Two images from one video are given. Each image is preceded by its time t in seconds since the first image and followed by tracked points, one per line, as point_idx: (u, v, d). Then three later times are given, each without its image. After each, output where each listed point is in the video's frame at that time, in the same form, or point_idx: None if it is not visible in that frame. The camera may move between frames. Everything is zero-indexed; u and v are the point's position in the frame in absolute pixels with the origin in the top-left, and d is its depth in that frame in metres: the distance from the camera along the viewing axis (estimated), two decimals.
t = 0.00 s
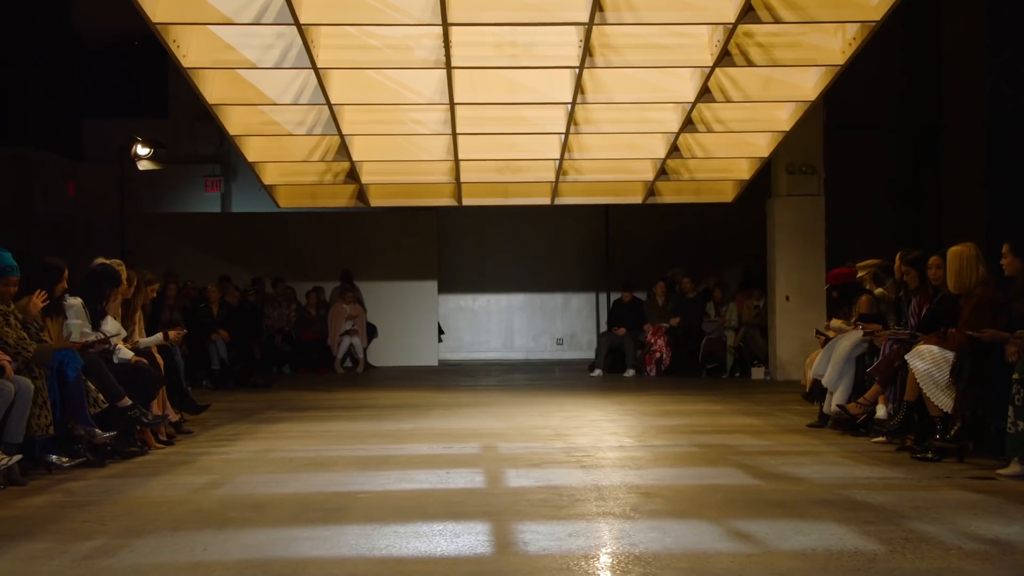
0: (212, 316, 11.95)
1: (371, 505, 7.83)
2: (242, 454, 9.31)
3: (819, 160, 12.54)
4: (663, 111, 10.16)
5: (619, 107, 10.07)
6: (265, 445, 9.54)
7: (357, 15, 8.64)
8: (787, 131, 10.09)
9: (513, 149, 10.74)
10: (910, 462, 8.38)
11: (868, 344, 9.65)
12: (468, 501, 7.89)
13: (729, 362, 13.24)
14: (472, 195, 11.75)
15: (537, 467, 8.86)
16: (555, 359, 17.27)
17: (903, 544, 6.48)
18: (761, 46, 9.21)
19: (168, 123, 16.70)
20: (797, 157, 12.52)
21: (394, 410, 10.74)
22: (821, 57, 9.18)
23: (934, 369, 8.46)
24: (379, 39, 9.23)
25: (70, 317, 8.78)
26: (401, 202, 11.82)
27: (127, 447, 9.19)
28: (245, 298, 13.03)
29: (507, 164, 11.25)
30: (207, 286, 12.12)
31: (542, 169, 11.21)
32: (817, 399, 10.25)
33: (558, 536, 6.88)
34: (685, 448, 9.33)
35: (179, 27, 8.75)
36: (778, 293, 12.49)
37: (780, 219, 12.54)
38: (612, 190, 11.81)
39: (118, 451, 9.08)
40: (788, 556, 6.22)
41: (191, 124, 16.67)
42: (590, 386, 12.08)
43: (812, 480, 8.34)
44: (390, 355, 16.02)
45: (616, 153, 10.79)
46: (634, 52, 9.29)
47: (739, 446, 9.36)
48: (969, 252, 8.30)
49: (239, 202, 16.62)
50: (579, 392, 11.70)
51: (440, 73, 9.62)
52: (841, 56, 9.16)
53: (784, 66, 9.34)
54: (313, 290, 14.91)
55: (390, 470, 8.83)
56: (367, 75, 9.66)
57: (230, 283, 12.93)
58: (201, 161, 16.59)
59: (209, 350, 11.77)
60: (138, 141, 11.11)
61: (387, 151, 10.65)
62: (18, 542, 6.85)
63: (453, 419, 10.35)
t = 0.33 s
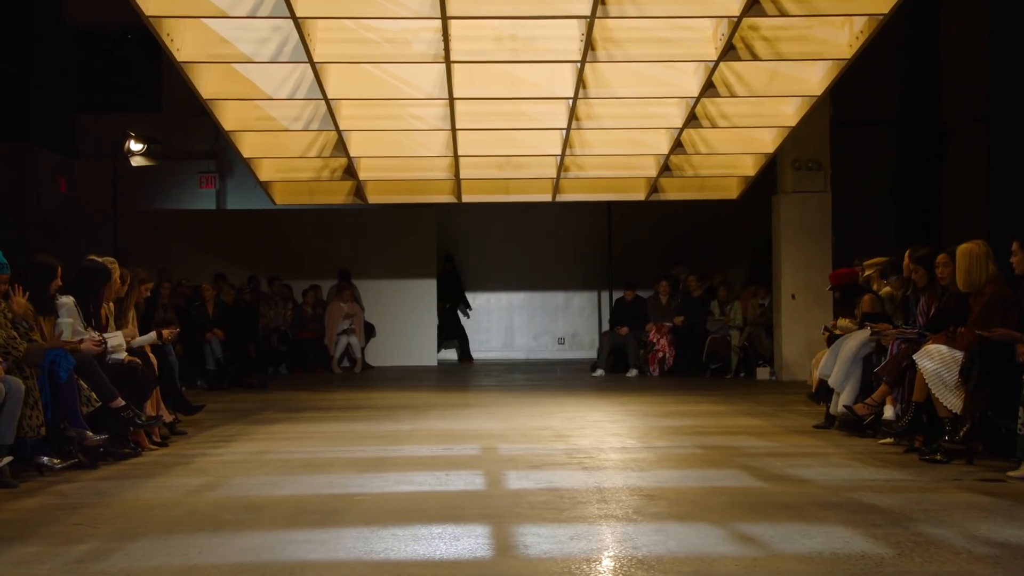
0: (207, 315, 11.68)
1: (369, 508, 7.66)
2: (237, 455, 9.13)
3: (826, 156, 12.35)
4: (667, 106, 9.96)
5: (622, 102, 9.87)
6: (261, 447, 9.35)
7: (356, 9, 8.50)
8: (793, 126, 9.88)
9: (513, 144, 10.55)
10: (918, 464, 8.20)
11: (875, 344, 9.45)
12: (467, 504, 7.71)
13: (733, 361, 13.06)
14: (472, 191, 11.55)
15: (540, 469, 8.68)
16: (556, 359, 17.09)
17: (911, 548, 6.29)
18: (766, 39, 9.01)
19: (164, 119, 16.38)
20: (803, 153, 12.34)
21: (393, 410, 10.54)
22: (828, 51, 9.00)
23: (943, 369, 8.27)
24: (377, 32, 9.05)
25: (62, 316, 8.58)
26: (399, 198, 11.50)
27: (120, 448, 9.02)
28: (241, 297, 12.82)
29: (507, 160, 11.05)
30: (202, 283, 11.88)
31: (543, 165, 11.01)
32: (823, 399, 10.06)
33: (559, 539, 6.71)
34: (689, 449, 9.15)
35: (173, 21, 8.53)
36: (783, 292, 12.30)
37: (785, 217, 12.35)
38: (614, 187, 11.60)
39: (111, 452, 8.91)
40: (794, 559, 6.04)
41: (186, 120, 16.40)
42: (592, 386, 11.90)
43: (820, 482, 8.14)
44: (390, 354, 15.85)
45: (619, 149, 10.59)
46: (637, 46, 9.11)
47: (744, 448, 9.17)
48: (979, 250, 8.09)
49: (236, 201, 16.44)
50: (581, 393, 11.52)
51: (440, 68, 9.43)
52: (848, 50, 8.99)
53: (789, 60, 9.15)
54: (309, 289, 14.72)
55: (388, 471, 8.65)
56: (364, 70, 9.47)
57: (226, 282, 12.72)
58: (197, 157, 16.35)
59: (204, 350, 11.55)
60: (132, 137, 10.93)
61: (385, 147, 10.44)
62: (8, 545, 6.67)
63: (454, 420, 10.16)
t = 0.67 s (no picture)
0: (202, 313, 11.40)
1: (368, 509, 7.48)
2: (233, 455, 8.96)
3: (833, 150, 12.16)
4: (670, 99, 9.76)
5: (625, 95, 9.67)
6: (258, 447, 9.16)
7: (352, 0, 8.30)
8: (799, 120, 9.67)
9: (514, 138, 10.33)
10: (927, 465, 8.03)
11: (883, 342, 9.24)
12: (467, 505, 7.53)
13: (738, 360, 12.80)
14: (473, 187, 11.33)
15: (542, 469, 8.50)
16: (558, 357, 16.82)
17: (920, 550, 6.11)
18: (773, 31, 8.84)
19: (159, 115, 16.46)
20: (809, 147, 12.13)
21: (393, 410, 10.34)
22: (836, 43, 8.77)
23: (953, 368, 8.10)
24: (374, 25, 8.84)
25: (55, 313, 8.40)
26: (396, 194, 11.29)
27: (114, 449, 8.84)
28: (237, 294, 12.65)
29: (508, 155, 10.85)
30: (198, 280, 11.68)
31: (545, 160, 10.81)
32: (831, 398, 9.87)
33: (561, 541, 6.54)
34: (693, 449, 8.97)
35: (166, 12, 8.30)
36: (790, 288, 12.13)
37: (792, 212, 12.15)
38: (618, 181, 11.39)
39: (104, 453, 8.74)
40: (800, 561, 5.86)
41: (180, 113, 16.44)
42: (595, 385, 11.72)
43: (828, 483, 7.95)
44: (387, 351, 15.64)
45: (623, 143, 10.37)
46: (639, 38, 8.93)
47: (750, 448, 8.98)
48: (989, 246, 7.94)
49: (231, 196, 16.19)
50: (583, 391, 11.32)
51: (439, 60, 9.25)
52: (856, 42, 8.76)
53: (796, 52, 8.96)
54: (307, 287, 14.54)
55: (387, 472, 8.48)
56: (361, 61, 9.29)
57: (221, 278, 12.51)
58: (191, 152, 16.23)
59: (200, 347, 11.25)
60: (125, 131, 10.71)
61: (383, 141, 10.21)
62: None
63: (454, 420, 9.97)
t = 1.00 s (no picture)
0: (196, 312, 11.25)
1: (365, 512, 7.25)
2: (228, 457, 8.72)
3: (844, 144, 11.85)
4: (675, 92, 9.47)
5: (630, 88, 9.40)
6: (253, 449, 8.93)
7: None
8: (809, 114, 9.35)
9: (514, 131, 10.07)
10: (940, 467, 7.80)
11: (894, 341, 8.99)
12: (468, 508, 7.31)
13: (746, 359, 12.47)
14: (473, 182, 11.07)
15: (544, 472, 8.26)
16: (561, 357, 16.51)
17: (932, 554, 5.89)
18: (781, 22, 8.56)
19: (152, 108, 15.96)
20: (820, 141, 11.86)
21: (391, 409, 10.10)
22: (845, 34, 8.54)
23: (966, 368, 7.85)
24: (373, 15, 8.62)
25: (44, 310, 8.13)
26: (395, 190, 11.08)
27: (105, 450, 8.59)
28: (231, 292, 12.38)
29: (510, 149, 10.56)
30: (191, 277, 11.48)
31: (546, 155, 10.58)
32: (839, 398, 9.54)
33: (564, 545, 6.31)
34: (699, 451, 8.73)
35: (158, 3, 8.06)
36: (799, 287, 11.89)
37: (801, 208, 11.90)
38: (622, 177, 11.11)
39: (96, 454, 8.49)
40: (810, 566, 5.63)
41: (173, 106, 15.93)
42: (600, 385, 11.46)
43: (839, 487, 7.71)
44: (387, 349, 15.40)
45: (627, 137, 10.09)
46: (644, 29, 8.67)
47: (758, 450, 8.74)
48: (1004, 243, 7.68)
49: (225, 191, 15.94)
50: (587, 392, 11.08)
51: (439, 51, 9.01)
52: (867, 33, 8.54)
53: (806, 43, 8.70)
54: (303, 285, 14.30)
55: (386, 474, 8.25)
56: (359, 53, 9.08)
57: (215, 275, 12.20)
58: (185, 146, 15.87)
59: (194, 346, 11.06)
60: (116, 124, 10.53)
61: (381, 135, 9.95)
62: None
63: (455, 420, 9.73)
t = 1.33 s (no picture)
0: (187, 310, 10.81)
1: (362, 517, 6.94)
2: (219, 461, 8.41)
3: (858, 136, 11.47)
4: (683, 83, 9.12)
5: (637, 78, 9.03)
6: (245, 452, 8.61)
7: None
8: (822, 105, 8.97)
9: (518, 124, 9.70)
10: (958, 472, 7.48)
11: (911, 339, 8.61)
12: (468, 513, 6.99)
13: (757, 360, 12.06)
14: (475, 176, 10.67)
15: (547, 476, 7.94)
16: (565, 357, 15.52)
17: (951, 562, 5.57)
18: (793, 9, 8.16)
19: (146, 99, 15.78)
20: (832, 134, 11.45)
21: (388, 411, 9.73)
22: (859, 21, 8.16)
23: (985, 368, 7.52)
24: (370, 3, 8.28)
25: (30, 309, 7.78)
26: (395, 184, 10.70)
27: (92, 454, 8.26)
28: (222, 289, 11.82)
29: (513, 142, 10.19)
30: (182, 273, 10.97)
31: (548, 147, 10.16)
32: (855, 399, 9.22)
33: (568, 551, 5.99)
34: (708, 455, 8.41)
35: None
36: (812, 285, 11.48)
37: (814, 203, 11.48)
38: (627, 170, 10.75)
39: (82, 458, 8.16)
40: None
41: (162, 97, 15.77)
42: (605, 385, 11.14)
43: (853, 491, 7.38)
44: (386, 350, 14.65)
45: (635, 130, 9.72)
46: (650, 17, 8.33)
47: (769, 453, 8.42)
48: None
49: (216, 184, 15.45)
50: (592, 392, 10.73)
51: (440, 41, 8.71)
52: (882, 20, 8.18)
53: (819, 32, 8.33)
54: (297, 283, 13.77)
55: (384, 478, 7.93)
56: (357, 42, 8.71)
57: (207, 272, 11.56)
58: (177, 138, 15.58)
59: (183, 346, 10.58)
60: (103, 116, 10.07)
61: (377, 127, 9.57)
62: None
63: (453, 423, 9.36)
